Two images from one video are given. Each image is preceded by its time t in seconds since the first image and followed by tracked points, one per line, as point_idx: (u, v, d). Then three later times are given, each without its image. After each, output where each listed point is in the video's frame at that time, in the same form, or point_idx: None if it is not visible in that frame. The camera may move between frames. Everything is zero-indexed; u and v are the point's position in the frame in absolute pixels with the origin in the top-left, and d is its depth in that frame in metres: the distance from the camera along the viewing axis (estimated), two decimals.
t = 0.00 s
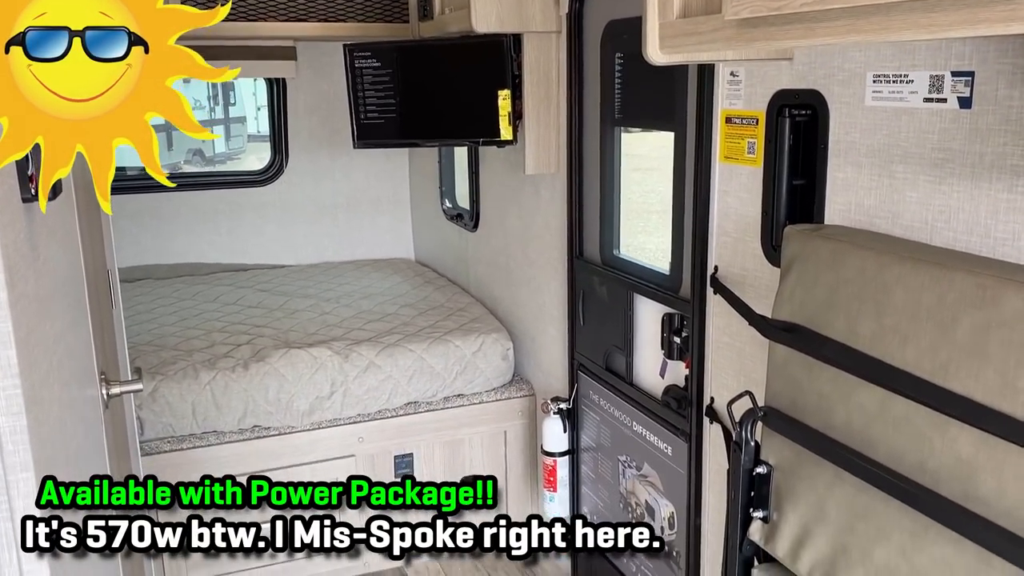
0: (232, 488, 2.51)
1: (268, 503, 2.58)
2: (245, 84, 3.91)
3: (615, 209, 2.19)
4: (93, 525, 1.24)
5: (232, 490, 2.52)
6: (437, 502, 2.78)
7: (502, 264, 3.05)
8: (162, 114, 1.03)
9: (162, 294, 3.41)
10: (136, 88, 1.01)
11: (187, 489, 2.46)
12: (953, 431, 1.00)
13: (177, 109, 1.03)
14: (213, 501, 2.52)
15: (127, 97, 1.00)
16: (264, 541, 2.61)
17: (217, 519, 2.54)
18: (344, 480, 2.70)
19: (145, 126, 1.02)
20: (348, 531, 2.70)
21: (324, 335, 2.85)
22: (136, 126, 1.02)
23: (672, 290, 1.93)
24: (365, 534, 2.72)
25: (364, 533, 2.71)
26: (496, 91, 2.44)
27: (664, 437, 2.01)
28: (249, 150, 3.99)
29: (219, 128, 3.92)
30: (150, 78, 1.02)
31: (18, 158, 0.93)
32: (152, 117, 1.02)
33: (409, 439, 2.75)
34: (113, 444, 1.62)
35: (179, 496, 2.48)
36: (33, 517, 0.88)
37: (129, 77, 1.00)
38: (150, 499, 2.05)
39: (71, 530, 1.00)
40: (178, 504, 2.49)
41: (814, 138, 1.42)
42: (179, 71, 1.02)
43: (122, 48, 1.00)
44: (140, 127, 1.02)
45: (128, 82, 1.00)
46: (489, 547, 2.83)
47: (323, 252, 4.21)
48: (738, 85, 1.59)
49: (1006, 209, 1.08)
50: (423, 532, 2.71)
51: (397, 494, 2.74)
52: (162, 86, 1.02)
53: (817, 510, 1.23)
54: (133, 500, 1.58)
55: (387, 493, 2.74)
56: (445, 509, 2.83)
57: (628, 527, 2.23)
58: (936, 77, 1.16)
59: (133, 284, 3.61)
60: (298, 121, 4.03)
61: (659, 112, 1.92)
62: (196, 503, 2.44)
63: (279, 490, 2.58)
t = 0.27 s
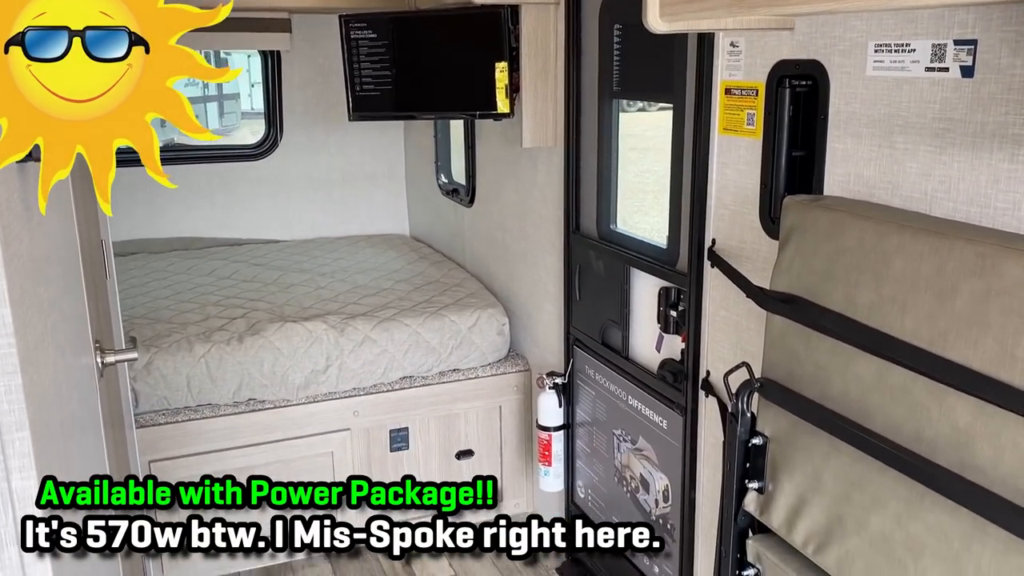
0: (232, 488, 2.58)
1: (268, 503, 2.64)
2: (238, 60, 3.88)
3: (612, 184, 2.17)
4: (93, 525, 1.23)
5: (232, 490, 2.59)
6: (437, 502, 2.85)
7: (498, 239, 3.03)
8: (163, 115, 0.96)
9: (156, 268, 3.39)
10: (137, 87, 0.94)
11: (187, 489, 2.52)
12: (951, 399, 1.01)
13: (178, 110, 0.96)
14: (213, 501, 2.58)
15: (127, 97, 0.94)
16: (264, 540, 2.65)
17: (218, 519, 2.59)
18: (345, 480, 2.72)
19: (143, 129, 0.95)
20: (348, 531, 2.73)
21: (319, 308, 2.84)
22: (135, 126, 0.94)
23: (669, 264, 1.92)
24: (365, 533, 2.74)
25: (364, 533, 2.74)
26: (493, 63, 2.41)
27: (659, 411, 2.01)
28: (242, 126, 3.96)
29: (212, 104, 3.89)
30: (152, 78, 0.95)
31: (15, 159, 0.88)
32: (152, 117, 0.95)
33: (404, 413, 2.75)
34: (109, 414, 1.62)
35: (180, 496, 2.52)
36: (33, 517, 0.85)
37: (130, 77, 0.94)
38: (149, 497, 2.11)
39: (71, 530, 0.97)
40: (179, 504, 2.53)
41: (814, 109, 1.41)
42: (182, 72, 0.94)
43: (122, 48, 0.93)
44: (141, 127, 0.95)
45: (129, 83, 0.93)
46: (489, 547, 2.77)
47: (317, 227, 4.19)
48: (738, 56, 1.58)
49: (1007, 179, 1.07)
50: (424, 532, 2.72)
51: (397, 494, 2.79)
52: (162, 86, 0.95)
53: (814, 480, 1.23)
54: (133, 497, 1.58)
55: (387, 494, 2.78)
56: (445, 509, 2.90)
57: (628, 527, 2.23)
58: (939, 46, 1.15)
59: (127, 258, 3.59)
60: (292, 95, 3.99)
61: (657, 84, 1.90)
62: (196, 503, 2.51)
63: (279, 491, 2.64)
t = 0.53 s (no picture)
0: (232, 488, 2.55)
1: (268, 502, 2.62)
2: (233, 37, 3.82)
3: (610, 159, 2.16)
4: (93, 526, 1.22)
5: (232, 490, 2.56)
6: (437, 501, 2.83)
7: (495, 216, 3.02)
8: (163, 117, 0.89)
9: (152, 244, 3.38)
10: (136, 89, 0.87)
11: (187, 489, 2.48)
12: (950, 369, 1.01)
13: (180, 111, 0.89)
14: (213, 501, 2.56)
15: (127, 98, 0.87)
16: (264, 540, 2.63)
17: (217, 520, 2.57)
18: (345, 480, 2.73)
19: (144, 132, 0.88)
20: (348, 531, 2.66)
21: (316, 285, 2.84)
22: (136, 127, 0.87)
23: (667, 238, 1.92)
24: (365, 534, 2.67)
25: (364, 534, 2.67)
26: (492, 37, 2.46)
27: (656, 385, 2.02)
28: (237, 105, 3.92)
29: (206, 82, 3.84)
30: (153, 80, 0.88)
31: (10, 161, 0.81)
32: (152, 118, 0.88)
33: (401, 390, 2.75)
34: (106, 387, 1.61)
35: (179, 495, 2.50)
36: (34, 517, 0.85)
37: (129, 78, 0.87)
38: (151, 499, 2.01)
39: (70, 530, 0.97)
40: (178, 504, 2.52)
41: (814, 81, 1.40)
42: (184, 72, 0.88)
43: (122, 48, 0.87)
44: (140, 128, 0.88)
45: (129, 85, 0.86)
46: (489, 547, 2.64)
47: (313, 204, 4.17)
48: (739, 28, 1.57)
49: (1008, 149, 1.07)
50: (423, 531, 2.62)
51: (397, 494, 2.79)
52: (163, 86, 0.88)
53: (811, 452, 1.24)
54: (133, 496, 1.57)
55: (387, 493, 2.78)
56: (445, 509, 2.89)
57: (628, 527, 2.21)
58: (942, 15, 1.14)
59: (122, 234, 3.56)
60: (287, 71, 3.96)
61: (657, 58, 1.89)
62: (196, 503, 2.46)
63: (279, 490, 2.61)
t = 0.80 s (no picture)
0: (232, 488, 2.58)
1: (268, 502, 2.64)
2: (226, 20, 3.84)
3: (608, 137, 2.15)
4: (93, 527, 1.22)
5: (232, 490, 2.58)
6: (437, 502, 2.81)
7: (492, 194, 3.01)
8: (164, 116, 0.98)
9: (147, 224, 3.36)
10: (136, 90, 0.96)
11: (186, 489, 2.50)
12: (948, 341, 1.01)
13: (179, 109, 0.98)
14: (213, 501, 2.58)
15: (127, 99, 0.95)
16: (264, 540, 2.63)
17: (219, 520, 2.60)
18: (345, 480, 2.76)
19: (145, 128, 0.97)
20: (347, 530, 2.61)
21: (313, 263, 2.83)
22: (136, 126, 0.96)
23: (664, 214, 1.92)
24: (365, 534, 2.63)
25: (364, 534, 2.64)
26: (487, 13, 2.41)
27: (654, 362, 2.02)
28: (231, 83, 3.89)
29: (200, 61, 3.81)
30: (152, 79, 0.96)
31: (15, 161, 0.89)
32: (153, 118, 0.97)
33: (398, 368, 2.75)
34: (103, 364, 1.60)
35: (179, 496, 2.52)
36: (34, 517, 0.85)
37: (130, 79, 0.95)
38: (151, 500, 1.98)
39: (70, 530, 0.96)
40: (178, 504, 2.54)
41: (813, 55, 1.39)
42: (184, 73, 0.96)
43: (122, 48, 0.94)
44: (140, 126, 0.96)
45: (129, 85, 0.95)
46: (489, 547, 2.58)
47: (308, 183, 4.14)
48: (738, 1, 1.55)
49: (1009, 121, 1.06)
50: (423, 531, 2.59)
51: (397, 494, 2.80)
52: (163, 86, 0.97)
53: (809, 426, 1.24)
54: (133, 498, 1.57)
55: (387, 494, 2.81)
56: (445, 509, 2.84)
57: (629, 527, 2.22)
58: None
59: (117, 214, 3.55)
60: (281, 49, 3.93)
61: (655, 33, 1.87)
62: (196, 503, 2.49)
63: (279, 490, 2.63)
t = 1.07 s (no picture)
0: (232, 488, 2.61)
1: (268, 503, 2.65)
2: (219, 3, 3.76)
3: (605, 116, 2.14)
4: (93, 526, 1.21)
5: (232, 491, 2.62)
6: (436, 502, 2.70)
7: (489, 175, 3.00)
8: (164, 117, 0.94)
9: (142, 206, 3.34)
10: (138, 89, 0.92)
11: (187, 489, 2.53)
12: (947, 317, 1.01)
13: (180, 110, 0.94)
14: (213, 501, 2.62)
15: (128, 98, 0.92)
16: (263, 540, 2.51)
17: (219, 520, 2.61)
18: (344, 480, 2.74)
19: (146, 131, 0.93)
20: (347, 531, 2.53)
21: (309, 245, 2.82)
22: (136, 128, 0.93)
23: (662, 194, 1.91)
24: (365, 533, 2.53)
25: (364, 534, 2.53)
26: None
27: (652, 343, 2.02)
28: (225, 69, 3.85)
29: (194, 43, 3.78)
30: (152, 81, 0.93)
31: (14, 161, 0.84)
32: (154, 119, 0.94)
33: (396, 350, 2.75)
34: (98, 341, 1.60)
35: (180, 496, 2.54)
36: (33, 517, 0.85)
37: (131, 79, 0.92)
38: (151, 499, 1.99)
39: (70, 529, 0.95)
40: (178, 504, 2.57)
41: (813, 29, 1.38)
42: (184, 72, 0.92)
43: (122, 48, 0.91)
44: (141, 129, 0.93)
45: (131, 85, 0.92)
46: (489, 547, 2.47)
47: (304, 164, 4.12)
48: None
49: (1009, 96, 1.06)
50: (423, 531, 2.48)
51: (397, 495, 2.73)
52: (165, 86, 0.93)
53: (807, 403, 1.24)
54: (133, 498, 1.56)
55: (387, 493, 2.74)
56: (445, 508, 2.69)
57: (629, 527, 2.23)
58: None
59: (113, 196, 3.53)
60: (276, 29, 3.90)
61: (653, 11, 1.86)
62: (196, 502, 2.52)
63: (279, 490, 2.64)
